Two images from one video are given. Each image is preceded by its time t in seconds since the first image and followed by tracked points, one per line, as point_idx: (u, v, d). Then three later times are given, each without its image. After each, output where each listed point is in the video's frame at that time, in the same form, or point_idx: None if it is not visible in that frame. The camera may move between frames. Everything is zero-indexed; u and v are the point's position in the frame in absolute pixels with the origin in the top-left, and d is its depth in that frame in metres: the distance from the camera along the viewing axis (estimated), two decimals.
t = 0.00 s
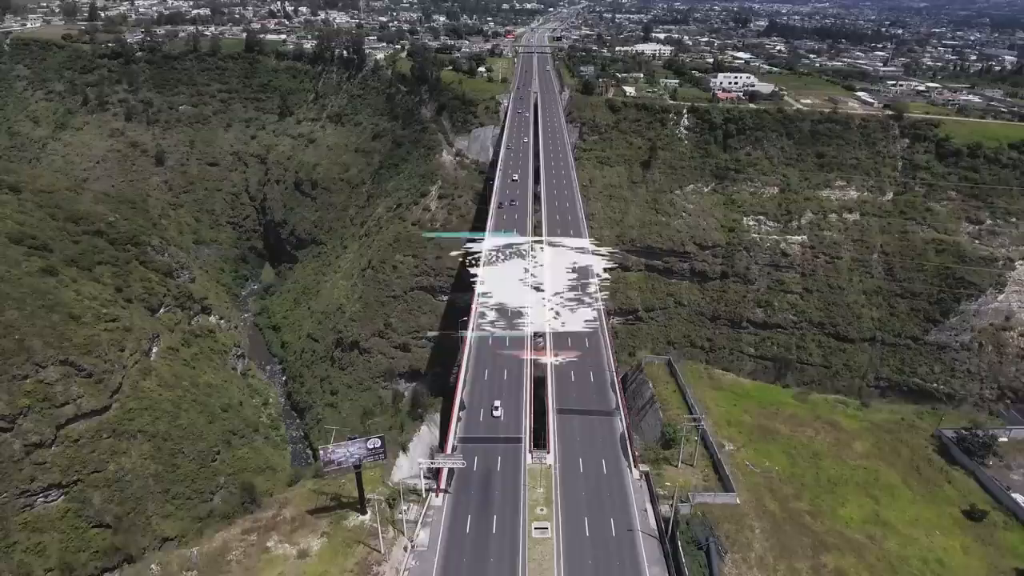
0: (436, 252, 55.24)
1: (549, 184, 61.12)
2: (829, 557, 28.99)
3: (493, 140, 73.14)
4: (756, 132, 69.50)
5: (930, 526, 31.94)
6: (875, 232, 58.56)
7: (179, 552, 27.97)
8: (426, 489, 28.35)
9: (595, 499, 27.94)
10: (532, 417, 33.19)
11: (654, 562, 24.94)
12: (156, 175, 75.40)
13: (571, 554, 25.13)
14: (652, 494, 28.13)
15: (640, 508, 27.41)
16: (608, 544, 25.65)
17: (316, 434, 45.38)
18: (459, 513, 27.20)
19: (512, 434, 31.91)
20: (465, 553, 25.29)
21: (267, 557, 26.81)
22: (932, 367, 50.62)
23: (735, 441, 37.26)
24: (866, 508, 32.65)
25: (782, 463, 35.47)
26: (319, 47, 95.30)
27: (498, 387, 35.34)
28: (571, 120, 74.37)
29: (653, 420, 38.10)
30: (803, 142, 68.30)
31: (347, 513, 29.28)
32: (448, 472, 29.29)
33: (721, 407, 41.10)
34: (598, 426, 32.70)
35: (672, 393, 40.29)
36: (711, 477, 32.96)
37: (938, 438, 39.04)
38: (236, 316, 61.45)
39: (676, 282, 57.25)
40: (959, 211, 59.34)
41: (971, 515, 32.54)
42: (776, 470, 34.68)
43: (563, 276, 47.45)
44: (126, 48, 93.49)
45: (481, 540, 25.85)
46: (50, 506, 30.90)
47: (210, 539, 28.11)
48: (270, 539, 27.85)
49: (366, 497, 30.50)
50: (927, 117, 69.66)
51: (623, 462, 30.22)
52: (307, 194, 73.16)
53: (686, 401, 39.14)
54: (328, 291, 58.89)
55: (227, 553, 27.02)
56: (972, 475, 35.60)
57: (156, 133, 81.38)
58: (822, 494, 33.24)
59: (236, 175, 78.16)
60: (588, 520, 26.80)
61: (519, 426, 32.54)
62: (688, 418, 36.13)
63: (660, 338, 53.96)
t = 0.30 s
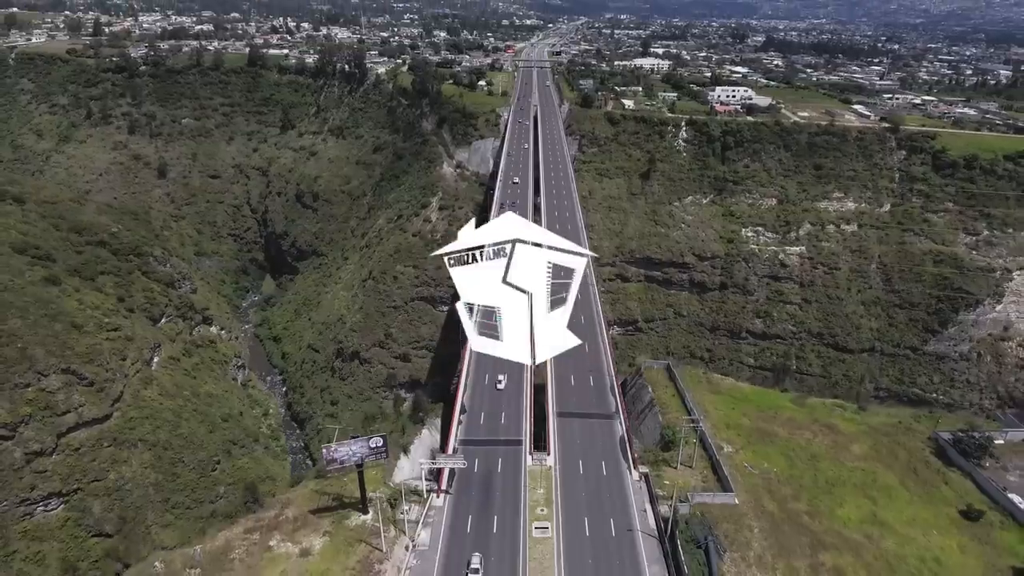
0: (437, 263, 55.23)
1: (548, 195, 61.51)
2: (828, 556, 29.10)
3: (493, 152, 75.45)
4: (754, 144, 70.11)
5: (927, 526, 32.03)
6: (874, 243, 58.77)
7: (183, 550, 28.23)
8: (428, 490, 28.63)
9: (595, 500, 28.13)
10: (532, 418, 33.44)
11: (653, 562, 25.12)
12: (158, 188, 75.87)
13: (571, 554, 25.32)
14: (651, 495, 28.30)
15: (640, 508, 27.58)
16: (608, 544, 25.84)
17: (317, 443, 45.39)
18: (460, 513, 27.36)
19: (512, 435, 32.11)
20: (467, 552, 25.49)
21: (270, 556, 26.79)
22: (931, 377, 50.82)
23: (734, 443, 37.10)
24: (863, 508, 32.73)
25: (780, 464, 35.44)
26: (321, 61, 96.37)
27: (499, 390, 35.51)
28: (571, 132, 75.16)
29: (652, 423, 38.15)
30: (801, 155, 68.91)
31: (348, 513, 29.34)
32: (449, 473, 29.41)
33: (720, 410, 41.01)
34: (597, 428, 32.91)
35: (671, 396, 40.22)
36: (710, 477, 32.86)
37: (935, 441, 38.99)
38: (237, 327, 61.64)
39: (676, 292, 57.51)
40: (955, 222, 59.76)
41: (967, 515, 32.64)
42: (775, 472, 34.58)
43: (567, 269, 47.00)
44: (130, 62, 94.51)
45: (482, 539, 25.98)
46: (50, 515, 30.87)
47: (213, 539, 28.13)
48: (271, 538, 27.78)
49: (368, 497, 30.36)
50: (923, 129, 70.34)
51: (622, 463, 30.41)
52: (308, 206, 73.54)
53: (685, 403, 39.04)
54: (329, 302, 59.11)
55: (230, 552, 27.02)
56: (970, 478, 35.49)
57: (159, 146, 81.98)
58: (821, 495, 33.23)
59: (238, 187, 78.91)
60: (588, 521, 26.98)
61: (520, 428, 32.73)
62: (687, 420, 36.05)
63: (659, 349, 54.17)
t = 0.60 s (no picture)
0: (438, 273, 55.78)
1: (549, 207, 61.97)
2: (826, 554, 29.06)
3: (494, 165, 76.08)
4: (752, 156, 70.66)
5: (924, 525, 31.99)
6: (872, 255, 59.08)
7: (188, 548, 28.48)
8: (429, 491, 29.03)
9: (595, 501, 28.54)
10: (532, 422, 33.97)
11: (653, 561, 25.50)
12: (161, 200, 76.40)
13: (571, 554, 25.73)
14: (650, 496, 28.70)
15: (640, 509, 27.97)
16: (608, 543, 26.24)
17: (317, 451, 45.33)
18: (462, 513, 27.80)
19: (514, 439, 32.59)
20: (469, 551, 25.91)
21: (273, 555, 26.87)
22: (932, 388, 50.87)
23: (733, 446, 37.04)
24: (861, 509, 32.71)
25: (778, 466, 35.47)
26: (324, 75, 97.45)
27: (500, 395, 36.08)
28: (571, 144, 75.93)
29: (652, 427, 38.26)
30: (799, 167, 69.45)
31: (352, 513, 29.35)
32: (451, 475, 29.94)
33: (719, 415, 40.96)
34: (597, 432, 33.37)
35: (671, 401, 40.19)
36: (709, 479, 32.82)
37: (932, 443, 39.00)
38: (238, 338, 61.80)
39: (675, 303, 57.73)
40: (953, 233, 60.03)
41: (965, 514, 32.59)
42: (774, 474, 34.55)
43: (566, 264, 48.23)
44: (135, 76, 95.67)
45: (483, 539, 26.42)
46: (50, 523, 30.91)
47: (218, 538, 28.33)
48: (275, 537, 27.90)
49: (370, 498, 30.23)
50: (920, 142, 70.93)
51: (622, 465, 30.84)
52: (310, 218, 73.99)
53: (684, 407, 39.11)
54: (330, 313, 59.30)
55: (234, 550, 27.20)
56: (967, 480, 35.49)
57: (162, 159, 82.67)
58: (818, 497, 33.25)
59: (240, 200, 79.33)
60: (588, 521, 27.38)
61: (520, 431, 33.23)
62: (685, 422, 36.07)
63: (659, 359, 54.26)
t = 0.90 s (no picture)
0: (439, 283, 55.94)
1: (549, 218, 62.30)
2: (825, 553, 28.95)
3: (494, 175, 77.55)
4: (751, 167, 71.21)
5: (922, 526, 31.91)
6: (871, 264, 59.35)
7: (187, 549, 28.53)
8: (429, 493, 29.26)
9: (595, 501, 28.69)
10: (532, 425, 34.33)
11: (653, 559, 25.50)
12: (163, 212, 76.80)
13: (571, 553, 25.79)
14: (650, 496, 28.84)
15: (639, 510, 28.11)
16: (608, 542, 26.30)
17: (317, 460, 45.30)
18: (462, 514, 27.99)
19: (514, 442, 32.92)
20: (469, 550, 26.02)
21: (275, 554, 26.79)
22: (931, 398, 51.01)
23: (732, 449, 36.99)
24: (859, 509, 32.67)
25: (776, 468, 35.38)
26: (325, 88, 98.46)
27: (500, 400, 36.54)
28: (571, 155, 76.89)
29: (652, 430, 38.28)
30: (798, 178, 69.96)
31: (353, 514, 29.42)
32: (452, 477, 30.23)
33: (717, 417, 40.90)
34: (597, 436, 33.69)
35: (670, 405, 40.27)
36: (708, 481, 32.87)
37: (929, 446, 39.01)
38: (239, 348, 61.89)
39: (675, 313, 57.92)
40: (950, 244, 60.32)
41: (962, 515, 32.57)
42: (772, 476, 34.46)
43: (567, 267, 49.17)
44: (138, 89, 96.66)
45: (483, 539, 26.54)
46: (50, 531, 30.86)
47: (221, 539, 28.30)
48: (278, 537, 27.79)
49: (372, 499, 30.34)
50: (917, 153, 71.57)
51: (621, 468, 31.07)
52: (311, 229, 74.43)
53: (683, 411, 39.16)
54: (331, 323, 59.48)
55: (237, 549, 27.12)
56: (965, 482, 35.49)
57: (164, 171, 83.24)
58: (817, 497, 33.14)
59: (241, 211, 79.74)
60: (588, 522, 27.52)
61: (520, 434, 33.57)
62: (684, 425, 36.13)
63: (659, 369, 54.33)
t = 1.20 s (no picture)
0: (440, 294, 56.15)
1: (549, 230, 62.55)
2: (824, 553, 28.85)
3: (494, 188, 78.02)
4: (749, 179, 71.80)
5: (920, 526, 31.86)
6: (869, 275, 59.64)
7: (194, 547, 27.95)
8: (431, 494, 29.52)
9: (595, 503, 29.09)
10: (533, 428, 34.68)
11: (653, 561, 25.94)
12: (165, 224, 77.20)
13: (572, 554, 26.14)
14: (649, 499, 29.30)
15: (640, 512, 28.55)
16: (608, 543, 26.67)
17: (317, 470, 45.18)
18: (464, 515, 28.26)
19: (515, 445, 33.26)
20: (471, 550, 26.27)
21: (278, 554, 26.83)
22: (931, 408, 51.01)
23: (731, 452, 37.00)
24: (858, 509, 32.61)
25: (775, 470, 35.34)
26: (327, 102, 99.57)
27: (501, 403, 36.91)
28: (571, 168, 77.61)
29: (652, 434, 38.28)
30: (796, 190, 70.47)
31: (355, 515, 29.50)
32: (453, 479, 30.52)
33: (716, 421, 40.93)
34: (597, 439, 34.07)
35: (669, 410, 40.41)
36: (706, 483, 32.97)
37: (927, 448, 38.97)
38: (240, 360, 61.92)
39: (674, 324, 58.08)
40: (948, 254, 60.53)
41: (959, 516, 32.51)
42: (771, 478, 34.44)
43: (566, 272, 50.29)
44: (142, 103, 97.75)
45: (484, 540, 26.74)
46: (50, 541, 30.80)
47: (225, 538, 28.18)
48: (281, 538, 27.86)
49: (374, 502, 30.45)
50: (913, 165, 72.17)
51: (622, 471, 31.47)
52: (313, 241, 74.90)
53: (683, 416, 39.26)
54: (331, 334, 59.59)
55: (240, 549, 27.16)
56: (962, 484, 35.49)
57: (167, 184, 83.82)
58: (816, 498, 33.11)
59: (243, 223, 80.15)
60: (589, 523, 27.90)
61: (521, 437, 33.86)
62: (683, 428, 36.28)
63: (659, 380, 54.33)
